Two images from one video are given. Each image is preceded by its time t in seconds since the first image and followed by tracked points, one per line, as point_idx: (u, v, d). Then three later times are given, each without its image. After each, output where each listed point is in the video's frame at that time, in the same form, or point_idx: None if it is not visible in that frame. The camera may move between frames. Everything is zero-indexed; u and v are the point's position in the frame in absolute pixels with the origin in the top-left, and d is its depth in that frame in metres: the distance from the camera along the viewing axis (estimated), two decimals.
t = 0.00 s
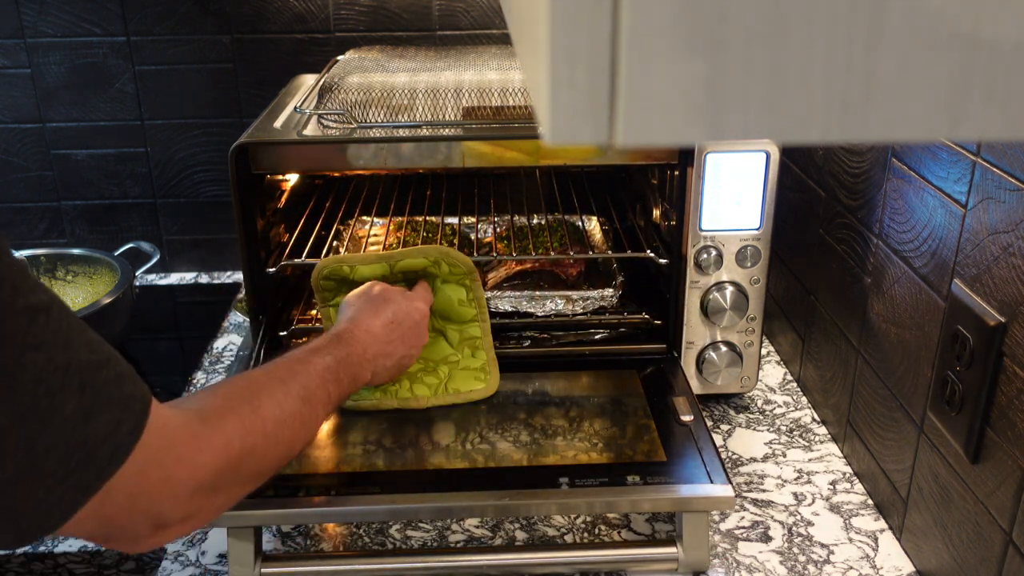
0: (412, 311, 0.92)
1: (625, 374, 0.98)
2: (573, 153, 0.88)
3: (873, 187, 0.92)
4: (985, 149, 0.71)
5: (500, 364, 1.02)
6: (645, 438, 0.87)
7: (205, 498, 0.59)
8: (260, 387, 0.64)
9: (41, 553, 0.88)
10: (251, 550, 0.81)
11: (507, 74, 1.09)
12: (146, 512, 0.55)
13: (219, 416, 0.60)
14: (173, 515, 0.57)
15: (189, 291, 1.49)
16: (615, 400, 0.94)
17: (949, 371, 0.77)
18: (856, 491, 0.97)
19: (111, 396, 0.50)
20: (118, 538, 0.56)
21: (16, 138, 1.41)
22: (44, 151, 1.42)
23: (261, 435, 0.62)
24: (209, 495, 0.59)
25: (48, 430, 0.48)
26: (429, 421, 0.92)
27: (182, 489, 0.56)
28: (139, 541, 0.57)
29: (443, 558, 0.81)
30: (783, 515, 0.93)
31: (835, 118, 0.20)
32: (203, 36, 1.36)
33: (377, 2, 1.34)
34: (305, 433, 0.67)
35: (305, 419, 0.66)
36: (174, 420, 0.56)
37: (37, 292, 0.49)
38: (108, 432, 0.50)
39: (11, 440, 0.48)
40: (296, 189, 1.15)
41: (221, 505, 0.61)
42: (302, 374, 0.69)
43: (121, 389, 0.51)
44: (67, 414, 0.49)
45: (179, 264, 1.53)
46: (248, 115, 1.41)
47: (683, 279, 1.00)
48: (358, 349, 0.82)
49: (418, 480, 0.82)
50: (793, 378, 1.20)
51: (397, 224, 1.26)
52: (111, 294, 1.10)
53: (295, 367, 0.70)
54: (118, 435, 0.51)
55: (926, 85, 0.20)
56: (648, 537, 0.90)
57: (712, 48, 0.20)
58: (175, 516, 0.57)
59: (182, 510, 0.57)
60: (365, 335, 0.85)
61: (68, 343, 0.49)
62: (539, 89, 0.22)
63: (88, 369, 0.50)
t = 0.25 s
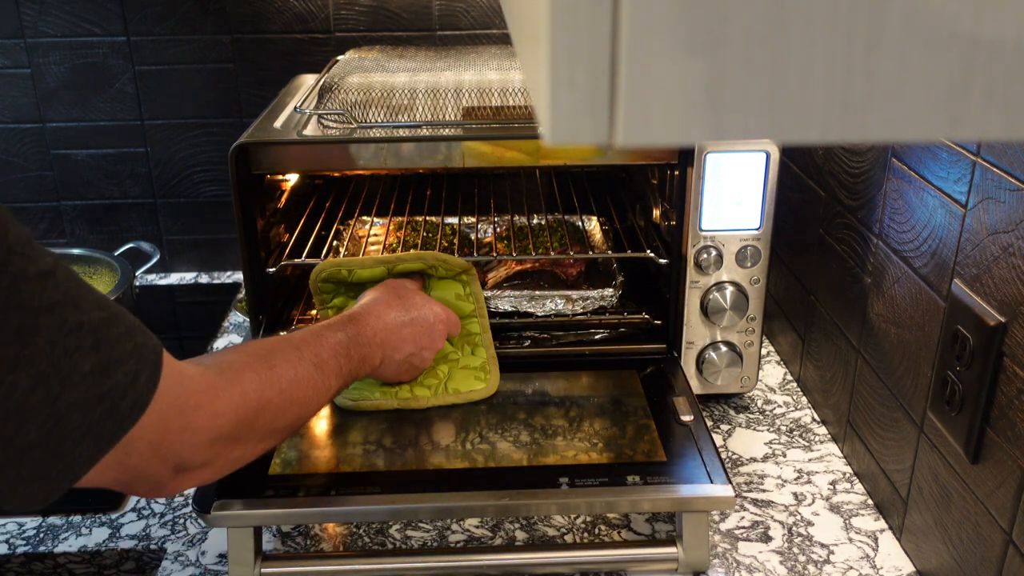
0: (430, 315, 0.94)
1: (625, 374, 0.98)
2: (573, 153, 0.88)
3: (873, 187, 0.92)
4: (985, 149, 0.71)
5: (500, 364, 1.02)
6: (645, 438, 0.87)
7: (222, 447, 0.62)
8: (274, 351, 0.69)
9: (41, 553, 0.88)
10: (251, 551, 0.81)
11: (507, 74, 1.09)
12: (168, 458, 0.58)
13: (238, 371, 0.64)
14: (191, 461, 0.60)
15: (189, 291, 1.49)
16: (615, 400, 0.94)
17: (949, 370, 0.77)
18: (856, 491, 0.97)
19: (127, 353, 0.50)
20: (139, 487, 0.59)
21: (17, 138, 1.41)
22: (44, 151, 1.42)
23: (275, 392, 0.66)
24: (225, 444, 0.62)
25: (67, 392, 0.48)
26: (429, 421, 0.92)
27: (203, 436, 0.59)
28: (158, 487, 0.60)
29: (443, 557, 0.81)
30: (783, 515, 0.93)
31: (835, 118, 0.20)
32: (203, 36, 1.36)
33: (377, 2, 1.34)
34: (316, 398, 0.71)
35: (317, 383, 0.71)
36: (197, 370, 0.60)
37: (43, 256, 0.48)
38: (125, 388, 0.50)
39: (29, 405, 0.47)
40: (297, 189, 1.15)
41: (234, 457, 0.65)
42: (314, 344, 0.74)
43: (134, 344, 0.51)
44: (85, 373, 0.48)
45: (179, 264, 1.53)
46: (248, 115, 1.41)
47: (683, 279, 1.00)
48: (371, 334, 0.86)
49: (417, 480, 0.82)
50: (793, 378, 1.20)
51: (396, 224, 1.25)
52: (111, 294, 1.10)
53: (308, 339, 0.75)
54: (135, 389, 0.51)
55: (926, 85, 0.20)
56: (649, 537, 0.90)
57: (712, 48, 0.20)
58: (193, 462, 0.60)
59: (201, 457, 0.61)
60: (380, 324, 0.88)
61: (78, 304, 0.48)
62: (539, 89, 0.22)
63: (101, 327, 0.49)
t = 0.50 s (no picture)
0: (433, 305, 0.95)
1: (625, 374, 0.98)
2: (574, 153, 0.88)
3: (873, 187, 0.92)
4: (985, 149, 0.71)
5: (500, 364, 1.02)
6: (645, 438, 0.87)
7: (229, 421, 0.62)
8: (281, 330, 0.69)
9: (41, 553, 0.88)
10: (251, 551, 0.81)
11: (507, 74, 1.09)
12: (177, 431, 0.57)
13: (245, 346, 0.64)
14: (198, 434, 0.60)
15: (189, 291, 1.48)
16: (615, 400, 0.94)
17: (949, 370, 0.77)
18: (856, 491, 0.97)
19: (129, 325, 0.51)
20: (146, 460, 0.59)
21: (17, 138, 1.41)
22: (44, 151, 1.42)
23: (282, 369, 0.66)
24: (233, 419, 0.62)
25: (76, 369, 0.48)
26: (429, 421, 0.92)
27: (211, 409, 0.59)
28: (164, 459, 0.60)
29: (443, 557, 0.81)
30: (783, 515, 0.93)
31: (835, 118, 0.20)
32: (203, 36, 1.36)
33: (377, 2, 1.34)
34: (322, 379, 0.71)
35: (323, 365, 0.71)
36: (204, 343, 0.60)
37: (34, 243, 0.48)
38: (134, 361, 0.51)
39: (39, 384, 0.47)
40: (296, 189, 1.15)
41: (242, 433, 0.65)
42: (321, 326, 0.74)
43: (134, 317, 0.51)
44: (94, 346, 0.49)
45: (179, 264, 1.53)
46: (248, 115, 1.41)
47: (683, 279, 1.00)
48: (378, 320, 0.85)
49: (418, 480, 0.82)
50: (793, 378, 1.20)
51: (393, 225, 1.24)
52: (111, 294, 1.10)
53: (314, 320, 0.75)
54: (144, 360, 0.51)
55: (926, 85, 0.20)
56: (649, 537, 0.90)
57: (712, 49, 0.20)
58: (201, 436, 0.60)
59: (208, 431, 0.60)
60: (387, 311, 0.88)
61: (75, 281, 0.49)
62: (539, 89, 0.22)
63: (101, 303, 0.50)
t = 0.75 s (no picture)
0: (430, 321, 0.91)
1: (625, 374, 0.98)
2: (574, 153, 0.88)
3: (873, 187, 0.92)
4: (985, 149, 0.71)
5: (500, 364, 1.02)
6: (645, 438, 0.87)
7: (197, 461, 0.60)
8: (263, 359, 0.66)
9: (41, 553, 0.88)
10: (251, 551, 0.81)
11: (507, 74, 1.09)
12: (140, 473, 0.56)
13: (218, 381, 0.62)
14: (164, 475, 0.59)
15: (189, 291, 1.49)
16: (615, 400, 0.94)
17: (949, 371, 0.77)
18: (856, 491, 0.97)
19: (102, 349, 0.50)
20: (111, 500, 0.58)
21: (17, 138, 1.41)
22: (44, 151, 1.42)
23: (259, 404, 0.64)
24: (203, 458, 0.61)
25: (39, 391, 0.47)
26: (429, 421, 0.92)
27: (175, 451, 0.58)
28: (129, 501, 0.59)
29: (443, 557, 0.81)
30: (783, 515, 0.93)
31: (835, 118, 0.20)
32: (203, 36, 1.36)
33: (377, 2, 1.34)
34: (301, 411, 0.68)
35: (303, 396, 0.68)
36: (174, 382, 0.58)
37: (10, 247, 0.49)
38: (103, 387, 0.50)
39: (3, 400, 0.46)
40: (296, 189, 1.15)
41: (214, 471, 0.63)
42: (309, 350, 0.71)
43: (108, 343, 0.51)
44: (63, 366, 0.48)
45: (179, 264, 1.53)
46: (248, 115, 1.41)
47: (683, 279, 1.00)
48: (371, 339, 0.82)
49: (418, 480, 0.82)
50: (793, 378, 1.20)
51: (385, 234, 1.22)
52: (111, 294, 1.10)
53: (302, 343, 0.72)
54: (112, 389, 0.51)
55: (926, 84, 0.20)
56: (649, 537, 0.90)
57: (712, 48, 0.20)
58: (166, 478, 0.59)
59: (172, 473, 0.59)
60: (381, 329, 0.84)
61: (47, 298, 0.48)
62: (539, 89, 0.22)
63: (72, 323, 0.49)
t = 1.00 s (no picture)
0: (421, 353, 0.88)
1: (625, 374, 0.98)
2: (574, 153, 0.88)
3: (873, 187, 0.92)
4: (985, 149, 0.71)
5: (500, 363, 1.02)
6: (645, 438, 0.87)
7: (158, 523, 0.57)
8: (236, 405, 0.62)
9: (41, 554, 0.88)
10: (251, 550, 0.81)
11: (507, 74, 1.09)
12: (91, 537, 0.53)
13: (186, 435, 0.58)
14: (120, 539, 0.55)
15: (189, 291, 1.49)
16: (616, 400, 0.94)
17: (949, 370, 0.77)
18: (856, 491, 0.97)
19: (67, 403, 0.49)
20: (60, 561, 0.55)
21: (17, 138, 1.41)
22: (44, 151, 1.42)
23: (227, 462, 0.59)
24: (164, 520, 0.57)
25: None
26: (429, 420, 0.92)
27: (131, 515, 0.54)
28: (80, 564, 0.56)
29: (442, 557, 0.81)
30: (783, 515, 0.93)
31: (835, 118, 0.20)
32: (203, 36, 1.36)
33: (377, 2, 1.34)
34: (275, 462, 0.64)
35: (278, 447, 0.63)
36: (135, 441, 0.54)
37: None
38: (60, 446, 0.49)
39: None
40: (296, 189, 1.15)
41: (179, 529, 0.60)
42: (287, 398, 0.66)
43: (77, 396, 0.50)
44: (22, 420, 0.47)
45: (179, 264, 1.53)
46: (248, 115, 1.41)
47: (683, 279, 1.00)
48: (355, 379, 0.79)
49: (418, 480, 0.82)
50: (793, 378, 1.20)
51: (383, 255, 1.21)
52: (111, 294, 1.10)
53: (279, 386, 0.67)
54: (71, 447, 0.49)
55: (925, 83, 0.20)
56: (649, 537, 0.90)
57: (712, 48, 0.20)
58: (121, 542, 0.55)
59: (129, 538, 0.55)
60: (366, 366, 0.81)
61: (20, 343, 0.48)
62: (539, 89, 0.22)
63: (42, 371, 0.48)
